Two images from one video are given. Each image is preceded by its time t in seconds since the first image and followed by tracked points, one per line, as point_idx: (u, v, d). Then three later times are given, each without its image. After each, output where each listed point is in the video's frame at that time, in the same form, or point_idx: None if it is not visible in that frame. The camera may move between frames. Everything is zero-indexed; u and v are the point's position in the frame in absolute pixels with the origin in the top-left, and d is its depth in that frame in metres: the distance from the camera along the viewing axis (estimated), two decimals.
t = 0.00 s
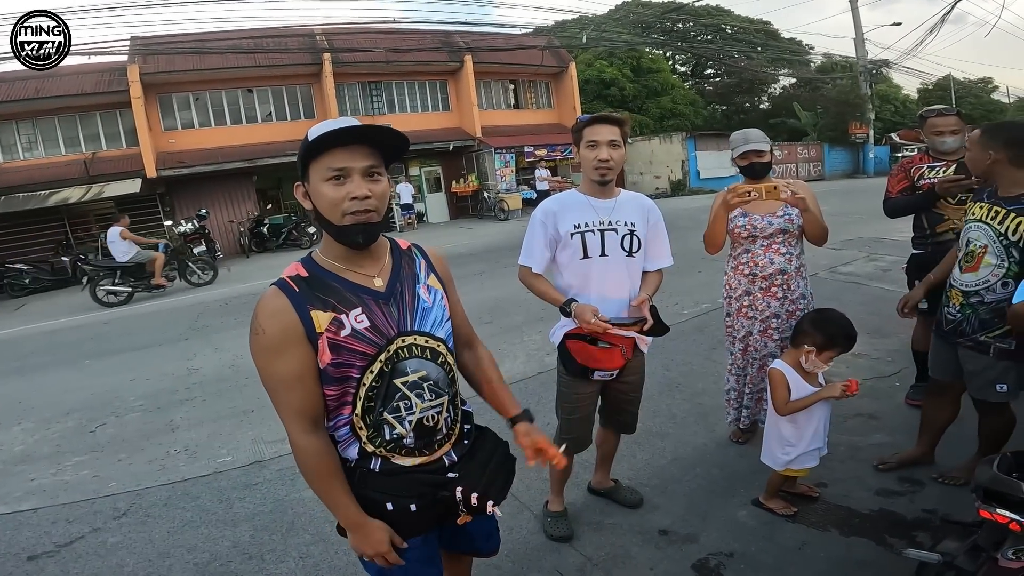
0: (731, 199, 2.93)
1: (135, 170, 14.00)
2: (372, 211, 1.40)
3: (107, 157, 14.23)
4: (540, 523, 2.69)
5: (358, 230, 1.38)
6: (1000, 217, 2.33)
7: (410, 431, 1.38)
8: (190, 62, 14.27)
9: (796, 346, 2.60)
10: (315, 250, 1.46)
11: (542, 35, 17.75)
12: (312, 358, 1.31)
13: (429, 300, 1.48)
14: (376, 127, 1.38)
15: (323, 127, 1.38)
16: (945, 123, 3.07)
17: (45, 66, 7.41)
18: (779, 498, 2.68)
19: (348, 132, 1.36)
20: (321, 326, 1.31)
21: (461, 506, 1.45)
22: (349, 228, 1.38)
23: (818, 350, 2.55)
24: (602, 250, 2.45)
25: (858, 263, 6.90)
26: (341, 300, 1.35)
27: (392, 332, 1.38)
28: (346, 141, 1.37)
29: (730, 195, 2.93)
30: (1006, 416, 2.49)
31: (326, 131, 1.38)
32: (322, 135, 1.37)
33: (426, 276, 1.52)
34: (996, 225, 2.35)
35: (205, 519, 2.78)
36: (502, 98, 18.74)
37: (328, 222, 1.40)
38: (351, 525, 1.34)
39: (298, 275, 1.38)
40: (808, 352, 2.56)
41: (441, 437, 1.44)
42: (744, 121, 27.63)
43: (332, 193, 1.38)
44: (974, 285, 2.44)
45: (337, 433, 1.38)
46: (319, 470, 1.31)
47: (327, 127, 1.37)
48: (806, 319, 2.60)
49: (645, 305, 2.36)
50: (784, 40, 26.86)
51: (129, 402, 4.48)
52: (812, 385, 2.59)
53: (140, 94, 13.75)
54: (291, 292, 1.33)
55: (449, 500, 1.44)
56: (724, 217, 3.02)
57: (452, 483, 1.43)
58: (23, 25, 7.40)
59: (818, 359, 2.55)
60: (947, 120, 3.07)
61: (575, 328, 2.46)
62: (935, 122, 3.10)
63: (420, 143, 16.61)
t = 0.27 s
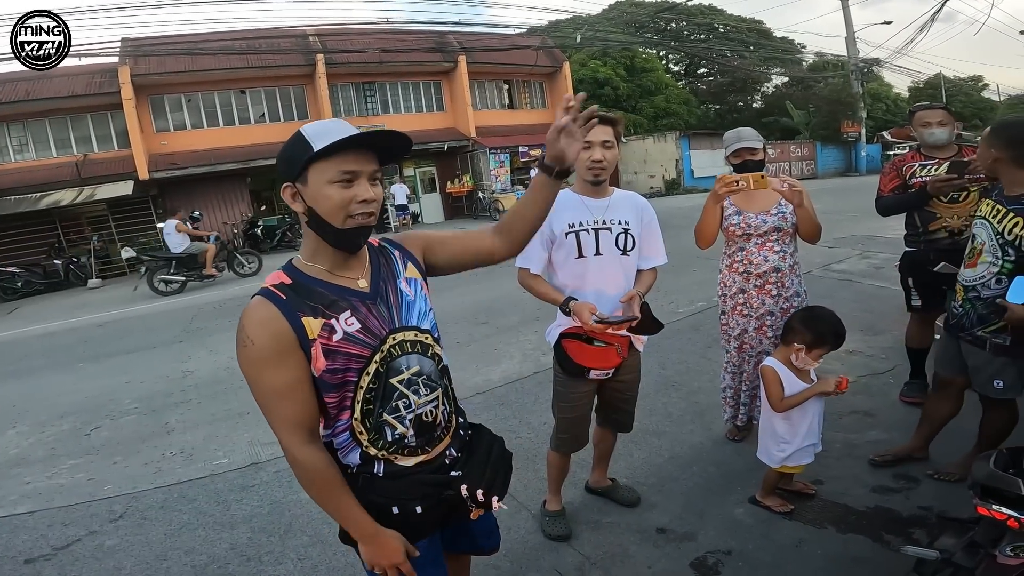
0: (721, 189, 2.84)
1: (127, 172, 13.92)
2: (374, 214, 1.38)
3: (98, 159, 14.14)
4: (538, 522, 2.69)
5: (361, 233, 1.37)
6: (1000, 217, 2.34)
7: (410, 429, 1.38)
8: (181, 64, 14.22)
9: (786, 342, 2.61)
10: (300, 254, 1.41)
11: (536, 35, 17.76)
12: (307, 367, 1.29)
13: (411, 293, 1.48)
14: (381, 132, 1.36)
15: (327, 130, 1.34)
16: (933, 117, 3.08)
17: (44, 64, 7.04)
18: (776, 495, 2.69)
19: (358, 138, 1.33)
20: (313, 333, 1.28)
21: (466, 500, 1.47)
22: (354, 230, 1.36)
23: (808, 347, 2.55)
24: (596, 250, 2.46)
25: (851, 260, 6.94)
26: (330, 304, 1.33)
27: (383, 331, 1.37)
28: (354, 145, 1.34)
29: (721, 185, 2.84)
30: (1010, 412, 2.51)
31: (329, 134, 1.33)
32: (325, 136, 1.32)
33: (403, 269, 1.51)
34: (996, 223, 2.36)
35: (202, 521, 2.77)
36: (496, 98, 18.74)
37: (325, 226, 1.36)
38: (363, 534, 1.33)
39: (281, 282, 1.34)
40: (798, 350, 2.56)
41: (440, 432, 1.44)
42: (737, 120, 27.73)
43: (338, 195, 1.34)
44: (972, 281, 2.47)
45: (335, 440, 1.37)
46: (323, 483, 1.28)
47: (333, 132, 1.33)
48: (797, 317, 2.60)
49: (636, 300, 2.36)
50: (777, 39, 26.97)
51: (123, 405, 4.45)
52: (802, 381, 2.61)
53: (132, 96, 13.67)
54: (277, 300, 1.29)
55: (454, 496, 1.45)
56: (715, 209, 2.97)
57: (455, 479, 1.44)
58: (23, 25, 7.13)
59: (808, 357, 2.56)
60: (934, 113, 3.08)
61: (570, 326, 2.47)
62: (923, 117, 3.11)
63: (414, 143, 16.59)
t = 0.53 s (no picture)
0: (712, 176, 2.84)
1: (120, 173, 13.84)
2: (356, 220, 1.36)
3: (90, 160, 14.06)
4: (536, 522, 2.69)
5: (345, 240, 1.36)
6: (1000, 214, 2.36)
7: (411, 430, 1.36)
8: (173, 65, 14.15)
9: (780, 340, 2.61)
10: (279, 260, 1.38)
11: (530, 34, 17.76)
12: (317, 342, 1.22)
13: (396, 295, 1.49)
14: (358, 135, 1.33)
15: (303, 134, 1.30)
16: (925, 114, 3.10)
17: (42, 64, 6.86)
18: (773, 493, 2.70)
19: (338, 143, 1.30)
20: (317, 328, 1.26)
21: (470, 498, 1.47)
22: (336, 239, 1.34)
23: (801, 345, 2.57)
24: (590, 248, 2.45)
25: (845, 257, 6.97)
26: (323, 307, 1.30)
27: (377, 332, 1.36)
28: (332, 151, 1.30)
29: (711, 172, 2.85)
30: (1005, 407, 2.52)
31: (305, 139, 1.30)
32: (300, 141, 1.29)
33: (385, 273, 1.52)
34: (995, 220, 2.38)
35: (200, 523, 2.76)
36: (491, 98, 18.73)
37: (306, 233, 1.34)
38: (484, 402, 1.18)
39: (267, 287, 1.30)
40: (791, 347, 2.58)
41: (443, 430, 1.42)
42: (731, 119, 27.80)
43: (318, 203, 1.31)
44: (967, 275, 2.50)
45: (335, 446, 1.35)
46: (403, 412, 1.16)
47: (309, 138, 1.29)
48: (792, 315, 2.59)
49: (634, 288, 2.34)
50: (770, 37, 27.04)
51: (118, 407, 4.43)
52: (797, 378, 2.62)
53: (124, 96, 13.60)
54: (273, 300, 1.25)
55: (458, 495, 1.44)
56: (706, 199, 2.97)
57: (459, 479, 1.43)
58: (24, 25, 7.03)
59: (802, 354, 2.57)
60: (926, 110, 3.10)
61: (567, 324, 2.47)
62: (915, 114, 3.13)
63: (409, 143, 16.58)
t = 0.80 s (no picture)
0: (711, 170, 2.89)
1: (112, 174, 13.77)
2: (354, 222, 1.33)
3: (83, 161, 13.97)
4: (534, 521, 2.69)
5: (342, 244, 1.32)
6: (996, 210, 2.38)
7: (427, 425, 1.39)
8: (166, 65, 14.09)
9: (776, 337, 2.63)
10: (275, 261, 1.33)
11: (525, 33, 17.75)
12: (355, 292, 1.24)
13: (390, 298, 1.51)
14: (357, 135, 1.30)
15: (300, 131, 1.26)
16: (926, 113, 3.11)
17: (42, 64, 6.74)
18: (770, 490, 2.71)
19: (337, 146, 1.27)
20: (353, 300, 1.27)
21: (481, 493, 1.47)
22: (333, 243, 1.30)
23: (796, 342, 2.57)
24: (586, 245, 2.45)
25: (839, 255, 7.00)
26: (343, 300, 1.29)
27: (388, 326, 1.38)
28: (330, 151, 1.27)
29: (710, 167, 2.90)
30: (1000, 405, 2.56)
31: (301, 137, 1.25)
32: (297, 141, 1.25)
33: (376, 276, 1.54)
34: (992, 217, 2.39)
35: (198, 524, 2.75)
36: (486, 97, 18.72)
37: (302, 237, 1.29)
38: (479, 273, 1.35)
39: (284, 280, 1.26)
40: (787, 345, 2.59)
41: (446, 426, 1.47)
42: (725, 117, 27.86)
43: (316, 206, 1.27)
44: (966, 274, 2.51)
45: (350, 445, 1.32)
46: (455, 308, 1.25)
47: (307, 138, 1.25)
48: (788, 312, 2.60)
49: (632, 278, 2.34)
50: (763, 36, 27.10)
51: (113, 409, 4.41)
52: (792, 375, 2.63)
53: (116, 97, 13.52)
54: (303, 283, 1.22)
55: (471, 489, 1.45)
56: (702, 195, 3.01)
57: (471, 473, 1.45)
58: (23, 25, 6.95)
59: (797, 351, 2.58)
60: (928, 109, 3.11)
61: (563, 323, 2.46)
62: (916, 111, 3.14)
63: (404, 143, 16.57)
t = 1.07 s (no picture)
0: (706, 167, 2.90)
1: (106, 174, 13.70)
2: (349, 214, 1.31)
3: (76, 161, 13.90)
4: (532, 520, 2.69)
5: (340, 235, 1.30)
6: (973, 206, 2.42)
7: (426, 425, 1.39)
8: (159, 64, 14.02)
9: (773, 334, 2.63)
10: (268, 262, 1.31)
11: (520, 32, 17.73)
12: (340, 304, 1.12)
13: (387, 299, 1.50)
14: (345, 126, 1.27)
15: (287, 126, 1.24)
16: (945, 113, 3.11)
17: (41, 64, 6.69)
18: (768, 488, 2.71)
19: (330, 134, 1.25)
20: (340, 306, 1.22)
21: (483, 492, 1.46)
22: (331, 234, 1.29)
23: (793, 339, 2.57)
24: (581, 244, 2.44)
25: (835, 252, 7.02)
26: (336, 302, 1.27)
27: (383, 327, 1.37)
28: (319, 143, 1.24)
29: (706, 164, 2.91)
30: (988, 402, 2.58)
31: (290, 131, 1.23)
32: (285, 135, 1.22)
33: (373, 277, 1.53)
34: (971, 214, 2.43)
35: (195, 524, 2.74)
36: (482, 96, 18.69)
37: (299, 232, 1.27)
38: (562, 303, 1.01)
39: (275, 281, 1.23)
40: (783, 342, 2.59)
41: (445, 426, 1.47)
42: (720, 116, 27.89)
43: (311, 198, 1.24)
44: (953, 274, 2.50)
45: (351, 448, 1.30)
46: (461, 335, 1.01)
47: (296, 129, 1.23)
48: (783, 309, 2.62)
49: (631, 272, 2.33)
50: (758, 34, 27.13)
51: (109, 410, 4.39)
52: (789, 373, 2.63)
53: (109, 97, 13.45)
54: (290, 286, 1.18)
55: (472, 489, 1.44)
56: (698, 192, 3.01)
57: (472, 472, 1.45)
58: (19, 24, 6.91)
59: (794, 349, 2.58)
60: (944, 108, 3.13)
61: (561, 322, 2.44)
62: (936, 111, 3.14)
63: (399, 142, 16.55)
